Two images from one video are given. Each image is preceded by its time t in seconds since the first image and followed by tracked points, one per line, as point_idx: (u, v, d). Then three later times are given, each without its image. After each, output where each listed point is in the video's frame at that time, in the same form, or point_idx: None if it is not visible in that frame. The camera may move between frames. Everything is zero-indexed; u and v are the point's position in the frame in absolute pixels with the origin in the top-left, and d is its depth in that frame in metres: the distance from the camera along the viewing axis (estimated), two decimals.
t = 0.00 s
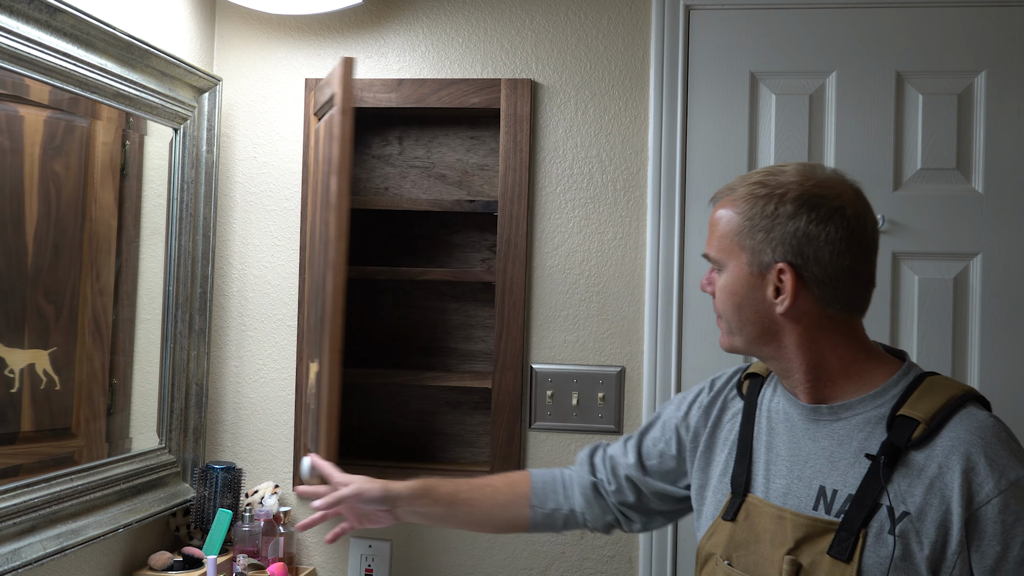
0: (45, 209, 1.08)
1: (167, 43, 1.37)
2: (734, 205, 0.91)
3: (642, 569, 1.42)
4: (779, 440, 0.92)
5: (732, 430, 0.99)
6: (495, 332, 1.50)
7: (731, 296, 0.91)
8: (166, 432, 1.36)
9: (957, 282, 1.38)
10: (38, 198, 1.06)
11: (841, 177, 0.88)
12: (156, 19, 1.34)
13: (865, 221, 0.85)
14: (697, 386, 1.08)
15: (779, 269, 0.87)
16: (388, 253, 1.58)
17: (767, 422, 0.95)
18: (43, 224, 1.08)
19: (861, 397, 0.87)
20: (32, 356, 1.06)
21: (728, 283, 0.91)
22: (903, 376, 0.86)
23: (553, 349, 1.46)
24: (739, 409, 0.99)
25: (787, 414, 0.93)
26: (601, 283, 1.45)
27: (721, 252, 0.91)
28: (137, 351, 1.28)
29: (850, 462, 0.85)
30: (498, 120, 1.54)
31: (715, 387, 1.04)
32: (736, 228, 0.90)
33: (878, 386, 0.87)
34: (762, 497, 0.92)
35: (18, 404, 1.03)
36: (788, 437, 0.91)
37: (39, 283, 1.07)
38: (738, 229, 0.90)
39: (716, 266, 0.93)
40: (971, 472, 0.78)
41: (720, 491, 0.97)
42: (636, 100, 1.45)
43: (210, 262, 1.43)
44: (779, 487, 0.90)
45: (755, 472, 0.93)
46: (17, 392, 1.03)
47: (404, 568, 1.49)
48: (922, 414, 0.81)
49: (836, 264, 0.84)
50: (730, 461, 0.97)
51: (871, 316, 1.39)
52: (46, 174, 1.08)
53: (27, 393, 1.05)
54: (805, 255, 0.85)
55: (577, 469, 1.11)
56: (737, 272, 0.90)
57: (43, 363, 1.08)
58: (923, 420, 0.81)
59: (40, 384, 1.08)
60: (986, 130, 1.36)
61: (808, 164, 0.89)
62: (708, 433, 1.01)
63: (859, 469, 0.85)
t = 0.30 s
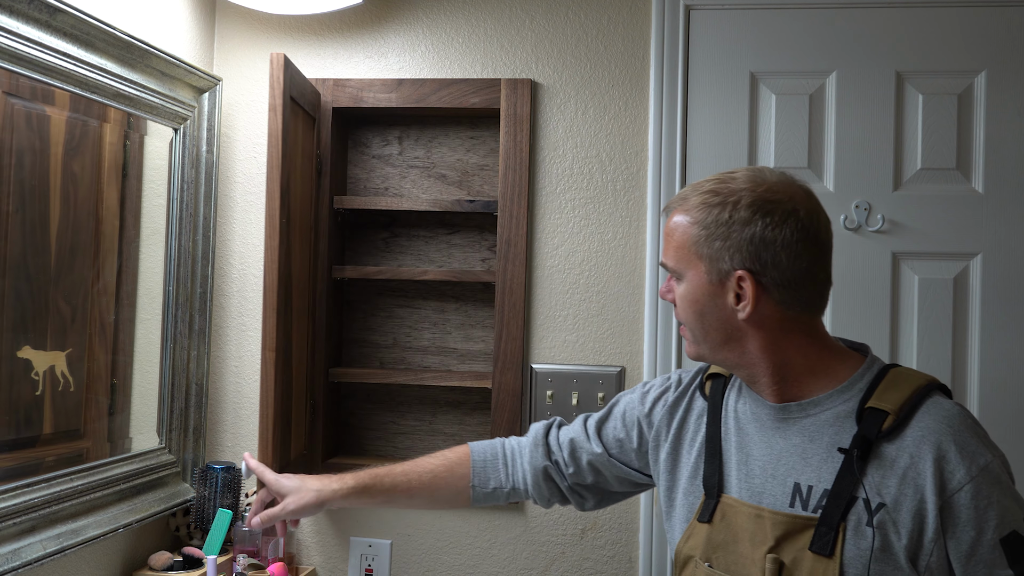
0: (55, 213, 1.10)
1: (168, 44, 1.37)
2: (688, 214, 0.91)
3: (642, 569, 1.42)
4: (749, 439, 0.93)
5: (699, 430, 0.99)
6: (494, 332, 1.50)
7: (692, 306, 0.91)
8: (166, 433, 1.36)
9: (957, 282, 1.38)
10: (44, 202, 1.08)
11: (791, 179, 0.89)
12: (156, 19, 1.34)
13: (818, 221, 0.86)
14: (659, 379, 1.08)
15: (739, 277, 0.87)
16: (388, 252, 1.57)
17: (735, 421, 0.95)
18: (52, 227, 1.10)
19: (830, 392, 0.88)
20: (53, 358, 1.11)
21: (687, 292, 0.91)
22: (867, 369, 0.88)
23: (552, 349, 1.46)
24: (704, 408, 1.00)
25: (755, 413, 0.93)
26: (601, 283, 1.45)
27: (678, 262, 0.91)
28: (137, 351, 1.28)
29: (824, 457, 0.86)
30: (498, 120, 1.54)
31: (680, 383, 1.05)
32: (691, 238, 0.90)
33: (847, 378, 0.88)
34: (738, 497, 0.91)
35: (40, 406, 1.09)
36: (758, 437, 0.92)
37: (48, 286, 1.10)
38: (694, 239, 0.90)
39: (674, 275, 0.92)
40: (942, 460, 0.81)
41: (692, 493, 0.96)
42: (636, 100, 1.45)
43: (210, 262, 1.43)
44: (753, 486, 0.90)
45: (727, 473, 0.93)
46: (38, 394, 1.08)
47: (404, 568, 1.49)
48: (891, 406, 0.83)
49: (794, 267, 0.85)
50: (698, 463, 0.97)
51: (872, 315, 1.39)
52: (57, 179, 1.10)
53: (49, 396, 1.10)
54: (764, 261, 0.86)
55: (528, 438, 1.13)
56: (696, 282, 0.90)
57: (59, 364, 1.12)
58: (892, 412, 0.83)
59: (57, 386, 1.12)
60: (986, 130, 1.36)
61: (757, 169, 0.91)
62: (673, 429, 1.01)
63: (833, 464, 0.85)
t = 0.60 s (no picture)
0: (59, 213, 1.11)
1: (168, 44, 1.37)
2: (673, 214, 0.92)
3: (642, 569, 1.41)
4: (734, 438, 0.93)
5: (685, 430, 0.99)
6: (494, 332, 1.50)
7: (677, 306, 0.91)
8: (166, 432, 1.35)
9: (957, 282, 1.38)
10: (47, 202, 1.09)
11: (774, 180, 0.90)
12: (156, 19, 1.34)
13: (800, 221, 0.87)
14: (644, 377, 1.08)
15: (723, 276, 0.87)
16: (388, 252, 1.57)
17: (721, 421, 0.95)
18: (55, 228, 1.10)
19: (814, 392, 0.88)
20: (58, 358, 1.12)
21: (672, 292, 0.91)
22: (852, 368, 0.88)
23: (553, 349, 1.46)
24: (688, 408, 1.00)
25: (740, 412, 0.93)
26: (601, 283, 1.45)
27: (662, 263, 0.92)
28: (137, 351, 1.28)
29: (809, 455, 0.86)
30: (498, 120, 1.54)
31: (665, 381, 1.05)
32: (676, 238, 0.90)
33: (830, 378, 0.89)
34: (724, 496, 0.91)
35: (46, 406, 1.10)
36: (744, 435, 0.92)
37: (52, 287, 1.10)
38: (678, 240, 0.90)
39: (658, 276, 0.92)
40: (925, 458, 0.81)
41: (679, 492, 0.96)
42: (635, 100, 1.45)
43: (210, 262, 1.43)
44: (739, 484, 0.90)
45: (713, 472, 0.93)
46: (44, 394, 1.10)
47: (404, 568, 1.49)
48: (876, 403, 0.83)
49: (778, 266, 0.86)
50: (684, 462, 0.97)
51: (872, 315, 1.38)
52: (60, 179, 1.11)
53: (54, 396, 1.11)
54: (748, 260, 0.86)
55: (512, 427, 1.13)
56: (680, 283, 0.90)
57: (64, 364, 1.13)
58: (876, 409, 0.83)
59: (58, 386, 1.12)
60: (986, 130, 1.36)
61: (739, 171, 0.92)
62: (659, 427, 1.01)
63: (818, 462, 0.86)
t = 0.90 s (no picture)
0: (64, 214, 1.12)
1: (168, 44, 1.37)
2: (674, 208, 0.92)
3: (642, 569, 1.41)
4: (729, 436, 0.92)
5: (681, 430, 0.99)
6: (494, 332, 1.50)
7: (674, 298, 0.91)
8: (166, 432, 1.35)
9: (957, 282, 1.38)
10: (52, 203, 1.09)
11: (775, 179, 0.90)
12: (156, 19, 1.34)
13: (801, 219, 0.87)
14: (641, 379, 1.08)
15: (722, 271, 0.87)
16: (388, 252, 1.57)
17: (716, 419, 0.95)
18: (54, 227, 1.10)
19: (809, 390, 0.88)
20: (65, 358, 1.13)
21: (670, 285, 0.91)
22: (846, 367, 0.88)
23: (553, 349, 1.46)
24: (682, 408, 1.00)
25: (735, 411, 0.93)
26: (601, 283, 1.45)
27: (662, 255, 0.92)
28: (137, 352, 1.28)
29: (804, 453, 0.86)
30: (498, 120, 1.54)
31: (663, 383, 1.05)
32: (676, 231, 0.91)
33: (824, 377, 0.89)
34: (718, 494, 0.91)
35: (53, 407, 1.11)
36: (738, 433, 0.92)
37: (57, 287, 1.11)
38: (679, 233, 0.90)
39: (658, 269, 0.93)
40: (918, 456, 0.81)
41: (675, 491, 0.96)
42: (636, 100, 1.45)
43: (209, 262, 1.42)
44: (734, 483, 0.90)
45: (709, 471, 0.93)
46: (51, 394, 1.11)
47: (404, 568, 1.49)
48: (870, 402, 0.83)
49: (777, 262, 0.86)
50: (681, 462, 0.97)
51: (872, 315, 1.39)
52: (66, 180, 1.12)
53: (61, 397, 1.13)
54: (747, 255, 0.86)
55: (507, 432, 1.12)
56: (679, 275, 0.90)
57: (70, 364, 1.15)
58: (871, 407, 0.83)
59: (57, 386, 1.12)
60: (986, 130, 1.36)
61: (743, 168, 0.92)
62: (655, 429, 1.01)
63: (813, 460, 0.86)
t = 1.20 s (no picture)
0: (71, 216, 1.13)
1: (168, 44, 1.37)
2: (681, 204, 0.92)
3: (642, 569, 1.42)
4: (729, 436, 0.92)
5: (678, 432, 0.99)
6: (494, 332, 1.50)
7: (679, 293, 0.91)
8: (166, 432, 1.34)
9: (957, 282, 1.38)
10: (60, 205, 1.11)
11: (782, 178, 0.91)
12: (156, 19, 1.34)
13: (807, 218, 0.88)
14: (636, 381, 1.08)
15: (729, 265, 0.87)
16: (388, 252, 1.57)
17: (715, 419, 0.95)
18: (54, 227, 1.10)
19: (810, 390, 0.88)
20: (73, 359, 1.15)
21: (675, 280, 0.91)
22: (846, 367, 0.88)
23: (553, 349, 1.46)
24: (679, 410, 1.00)
25: (735, 410, 0.93)
26: (601, 283, 1.45)
27: (668, 250, 0.91)
28: (137, 351, 1.28)
29: (805, 452, 0.86)
30: (498, 120, 1.54)
31: (658, 385, 1.05)
32: (683, 226, 0.90)
33: (824, 377, 0.89)
34: (717, 494, 0.91)
35: (64, 409, 1.14)
36: (739, 433, 0.92)
37: (65, 288, 1.13)
38: (686, 228, 0.90)
39: (663, 264, 0.92)
40: (920, 453, 0.81)
41: (673, 493, 0.96)
42: (636, 100, 1.45)
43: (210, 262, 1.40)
44: (734, 482, 0.90)
45: (708, 471, 0.93)
46: (61, 395, 1.13)
47: (404, 568, 1.49)
48: (872, 400, 0.84)
49: (783, 259, 0.86)
50: (677, 463, 0.97)
51: (872, 316, 1.39)
52: (74, 181, 1.14)
53: (60, 397, 1.13)
54: (754, 251, 0.86)
55: (502, 431, 1.12)
56: (685, 271, 0.90)
57: (78, 364, 1.16)
58: (872, 406, 0.83)
59: (56, 385, 1.12)
60: (986, 130, 1.36)
61: (749, 166, 0.92)
62: (651, 430, 1.00)
63: (814, 459, 0.86)
